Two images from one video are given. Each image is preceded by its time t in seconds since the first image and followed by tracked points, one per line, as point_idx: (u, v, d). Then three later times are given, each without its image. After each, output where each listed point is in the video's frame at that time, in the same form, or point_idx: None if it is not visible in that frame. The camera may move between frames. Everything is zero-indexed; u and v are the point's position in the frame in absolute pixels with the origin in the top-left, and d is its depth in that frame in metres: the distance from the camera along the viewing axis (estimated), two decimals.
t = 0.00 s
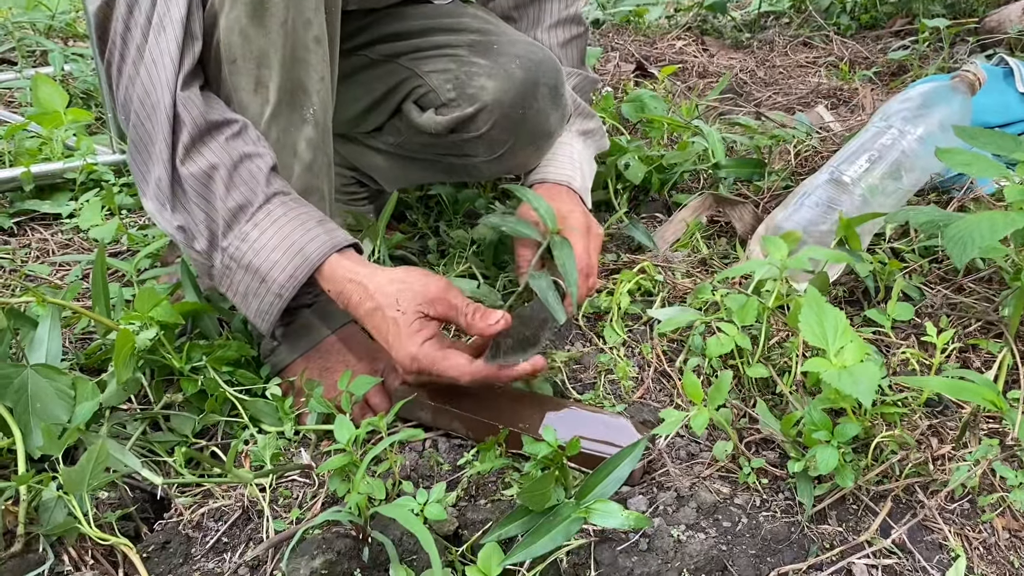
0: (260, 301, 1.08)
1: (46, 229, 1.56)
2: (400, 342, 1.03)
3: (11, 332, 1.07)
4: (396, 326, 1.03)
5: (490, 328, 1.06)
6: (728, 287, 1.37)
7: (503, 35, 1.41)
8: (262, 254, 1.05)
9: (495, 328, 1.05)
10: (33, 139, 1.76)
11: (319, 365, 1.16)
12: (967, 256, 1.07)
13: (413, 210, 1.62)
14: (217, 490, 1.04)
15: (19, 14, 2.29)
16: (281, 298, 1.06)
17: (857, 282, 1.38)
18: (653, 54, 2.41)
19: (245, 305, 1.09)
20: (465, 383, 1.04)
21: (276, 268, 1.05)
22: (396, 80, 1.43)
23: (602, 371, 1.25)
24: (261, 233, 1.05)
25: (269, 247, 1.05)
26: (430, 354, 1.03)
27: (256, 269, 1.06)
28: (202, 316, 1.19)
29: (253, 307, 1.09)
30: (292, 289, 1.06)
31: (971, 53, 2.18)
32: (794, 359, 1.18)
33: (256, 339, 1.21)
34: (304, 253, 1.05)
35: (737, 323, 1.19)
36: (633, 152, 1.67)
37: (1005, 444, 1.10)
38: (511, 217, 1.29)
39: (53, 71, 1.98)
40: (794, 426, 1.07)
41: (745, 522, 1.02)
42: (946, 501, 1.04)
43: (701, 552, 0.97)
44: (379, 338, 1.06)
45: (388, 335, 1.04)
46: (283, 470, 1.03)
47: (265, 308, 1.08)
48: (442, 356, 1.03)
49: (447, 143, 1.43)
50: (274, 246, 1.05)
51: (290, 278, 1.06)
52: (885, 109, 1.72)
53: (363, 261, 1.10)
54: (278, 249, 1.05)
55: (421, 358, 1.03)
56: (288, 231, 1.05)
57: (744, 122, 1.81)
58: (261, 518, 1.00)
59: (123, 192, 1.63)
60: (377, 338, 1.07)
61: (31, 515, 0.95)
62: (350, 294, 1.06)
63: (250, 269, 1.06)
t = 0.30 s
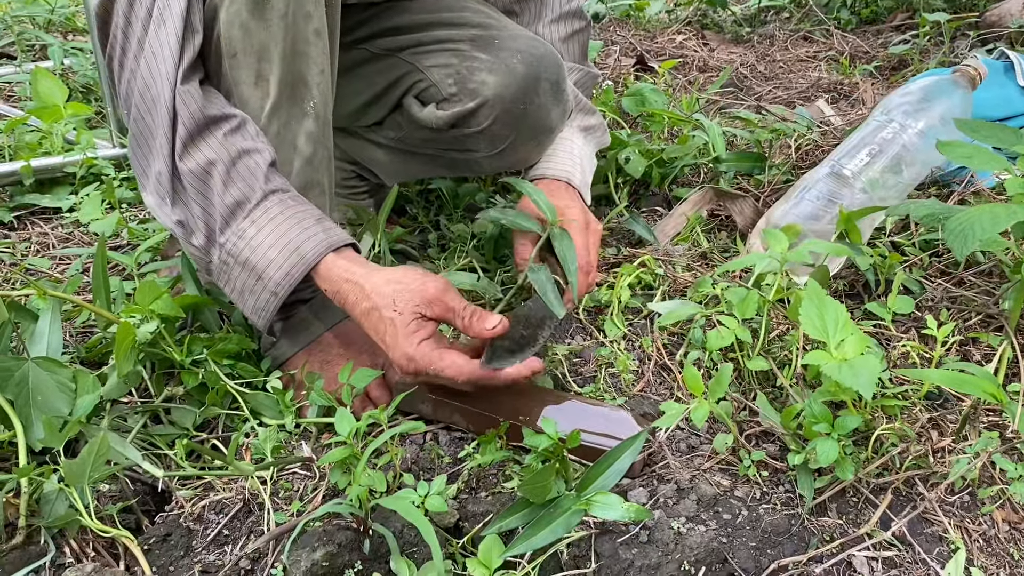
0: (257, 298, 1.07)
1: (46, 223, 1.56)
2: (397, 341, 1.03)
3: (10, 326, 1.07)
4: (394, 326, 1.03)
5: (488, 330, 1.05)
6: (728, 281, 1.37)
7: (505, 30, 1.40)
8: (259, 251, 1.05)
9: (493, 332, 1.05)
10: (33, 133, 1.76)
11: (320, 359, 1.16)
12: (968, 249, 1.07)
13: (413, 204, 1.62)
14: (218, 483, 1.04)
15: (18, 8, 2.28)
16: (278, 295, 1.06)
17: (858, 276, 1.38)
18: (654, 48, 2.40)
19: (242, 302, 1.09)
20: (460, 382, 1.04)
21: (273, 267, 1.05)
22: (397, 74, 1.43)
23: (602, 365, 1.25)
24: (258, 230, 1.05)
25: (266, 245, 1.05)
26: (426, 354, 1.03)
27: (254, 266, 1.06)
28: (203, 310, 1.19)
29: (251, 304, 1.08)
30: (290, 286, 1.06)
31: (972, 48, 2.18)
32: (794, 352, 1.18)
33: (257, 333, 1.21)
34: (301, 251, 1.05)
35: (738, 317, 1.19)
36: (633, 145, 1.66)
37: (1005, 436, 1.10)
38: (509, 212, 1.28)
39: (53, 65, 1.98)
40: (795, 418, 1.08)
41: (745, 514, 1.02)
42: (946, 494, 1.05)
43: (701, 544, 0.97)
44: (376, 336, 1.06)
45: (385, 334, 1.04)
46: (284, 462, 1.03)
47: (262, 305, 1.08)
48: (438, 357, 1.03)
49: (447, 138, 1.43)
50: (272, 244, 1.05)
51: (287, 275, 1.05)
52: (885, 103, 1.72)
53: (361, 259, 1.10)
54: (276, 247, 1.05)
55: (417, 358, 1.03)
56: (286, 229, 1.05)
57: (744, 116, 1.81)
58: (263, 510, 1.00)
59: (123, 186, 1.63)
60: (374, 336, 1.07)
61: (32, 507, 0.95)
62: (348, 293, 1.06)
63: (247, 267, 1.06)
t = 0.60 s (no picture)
0: (265, 291, 1.07)
1: (46, 221, 1.56)
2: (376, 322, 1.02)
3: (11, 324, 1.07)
4: (380, 309, 1.03)
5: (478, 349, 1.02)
6: (728, 278, 1.37)
7: (506, 27, 1.41)
8: (267, 243, 1.05)
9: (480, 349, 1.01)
10: (33, 130, 1.76)
11: (320, 356, 1.17)
12: (967, 246, 1.08)
13: (413, 200, 1.62)
14: (219, 481, 1.04)
15: (17, 5, 2.28)
16: (287, 287, 1.06)
17: (857, 273, 1.38)
18: (653, 44, 2.40)
19: (248, 296, 1.09)
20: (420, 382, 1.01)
21: (282, 259, 1.05)
22: (399, 72, 1.42)
23: (602, 361, 1.25)
24: (264, 222, 1.05)
25: (277, 235, 1.05)
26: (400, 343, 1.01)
27: (262, 260, 1.06)
28: (204, 307, 1.19)
29: (258, 298, 1.08)
30: (299, 278, 1.06)
31: (972, 44, 2.18)
32: (794, 349, 1.19)
33: (258, 330, 1.21)
34: (311, 243, 1.05)
35: (738, 314, 1.19)
36: (633, 142, 1.67)
37: (1004, 433, 1.11)
38: (516, 203, 1.27)
39: (53, 62, 1.98)
40: (794, 416, 1.08)
41: (745, 511, 1.02)
42: (945, 491, 1.05)
43: (701, 541, 0.98)
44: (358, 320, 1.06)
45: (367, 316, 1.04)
46: (285, 459, 1.04)
47: (271, 298, 1.08)
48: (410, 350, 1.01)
49: (449, 135, 1.44)
50: (281, 237, 1.05)
51: (299, 267, 1.06)
52: (885, 99, 1.72)
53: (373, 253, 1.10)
54: (285, 239, 1.05)
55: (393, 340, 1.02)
56: (293, 221, 1.05)
57: (744, 112, 1.81)
58: (264, 507, 1.01)
59: (123, 182, 1.63)
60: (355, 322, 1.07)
61: (35, 505, 0.96)
62: (345, 277, 1.07)
63: (254, 259, 1.06)
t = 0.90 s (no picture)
0: (303, 287, 1.05)
1: (46, 216, 1.56)
2: (451, 273, 1.05)
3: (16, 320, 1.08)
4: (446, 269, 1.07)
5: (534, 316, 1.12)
6: (729, 272, 1.37)
7: (507, 22, 1.41)
8: (312, 239, 1.02)
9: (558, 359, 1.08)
10: (33, 125, 1.75)
11: (321, 350, 1.17)
12: (966, 240, 1.08)
13: (413, 195, 1.62)
14: (221, 475, 1.04)
15: None
16: (328, 283, 1.04)
17: (857, 267, 1.38)
18: (653, 39, 2.39)
19: (283, 292, 1.06)
20: (504, 328, 1.04)
21: (325, 255, 1.03)
22: (400, 67, 1.41)
23: (603, 356, 1.26)
24: (307, 218, 1.03)
25: (321, 230, 1.03)
26: (484, 292, 1.06)
27: (304, 255, 1.03)
28: (204, 302, 1.19)
29: (294, 294, 1.05)
30: (341, 274, 1.04)
31: (973, 38, 2.17)
32: (794, 343, 1.19)
33: (259, 325, 1.21)
34: (354, 238, 1.04)
35: (738, 308, 1.19)
36: (633, 137, 1.66)
37: (1004, 427, 1.11)
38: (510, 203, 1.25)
39: (52, 58, 1.98)
40: (794, 409, 1.08)
41: (745, 504, 1.02)
42: (945, 484, 1.05)
43: (701, 534, 0.98)
44: (411, 291, 1.04)
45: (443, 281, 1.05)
46: (286, 453, 1.04)
47: (307, 294, 1.05)
48: (491, 300, 1.06)
49: (452, 131, 1.44)
50: (326, 231, 1.03)
51: (341, 263, 1.03)
52: (884, 94, 1.73)
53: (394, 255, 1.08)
54: (328, 234, 1.03)
55: (471, 290, 1.05)
56: (338, 214, 1.04)
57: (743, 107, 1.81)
58: (265, 501, 1.01)
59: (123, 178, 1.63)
60: (395, 289, 1.04)
61: (37, 499, 0.96)
62: (389, 259, 1.05)
63: (297, 254, 1.03)
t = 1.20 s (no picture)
0: (321, 287, 1.06)
1: (48, 214, 1.56)
2: (466, 272, 1.12)
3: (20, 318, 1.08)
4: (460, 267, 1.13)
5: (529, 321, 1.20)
6: (731, 270, 1.38)
7: (508, 29, 1.40)
8: (334, 238, 1.04)
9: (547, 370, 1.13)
10: (34, 123, 1.75)
11: (325, 346, 1.17)
12: (968, 237, 1.08)
13: (414, 193, 1.62)
14: (223, 473, 1.05)
15: None
16: (348, 283, 1.07)
17: (858, 265, 1.38)
18: (654, 36, 2.39)
19: (299, 293, 1.07)
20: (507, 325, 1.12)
21: (346, 255, 1.05)
22: (400, 70, 1.42)
23: (604, 353, 1.26)
24: (330, 218, 1.04)
25: (344, 229, 1.05)
26: (491, 294, 1.13)
27: (326, 255, 1.04)
28: (207, 299, 1.19)
29: (310, 294, 1.07)
30: (361, 274, 1.07)
31: (974, 35, 2.17)
32: (795, 341, 1.19)
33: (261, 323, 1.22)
34: (374, 238, 1.07)
35: (739, 306, 1.19)
36: (634, 134, 1.66)
37: (1005, 424, 1.11)
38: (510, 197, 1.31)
39: (53, 56, 1.98)
40: (795, 407, 1.08)
41: (746, 502, 1.03)
42: (946, 481, 1.05)
43: (703, 531, 0.98)
44: (424, 280, 1.10)
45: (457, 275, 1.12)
46: (289, 451, 1.04)
47: (325, 294, 1.07)
48: (496, 304, 1.13)
49: (450, 139, 1.44)
50: (348, 231, 1.05)
51: (362, 262, 1.06)
52: (885, 92, 1.73)
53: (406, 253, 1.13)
54: (349, 234, 1.05)
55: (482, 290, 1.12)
56: (359, 214, 1.06)
57: (744, 105, 1.80)
58: (268, 499, 1.01)
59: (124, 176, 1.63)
60: (414, 272, 1.10)
61: (40, 497, 0.96)
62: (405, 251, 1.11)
63: (318, 254, 1.04)
